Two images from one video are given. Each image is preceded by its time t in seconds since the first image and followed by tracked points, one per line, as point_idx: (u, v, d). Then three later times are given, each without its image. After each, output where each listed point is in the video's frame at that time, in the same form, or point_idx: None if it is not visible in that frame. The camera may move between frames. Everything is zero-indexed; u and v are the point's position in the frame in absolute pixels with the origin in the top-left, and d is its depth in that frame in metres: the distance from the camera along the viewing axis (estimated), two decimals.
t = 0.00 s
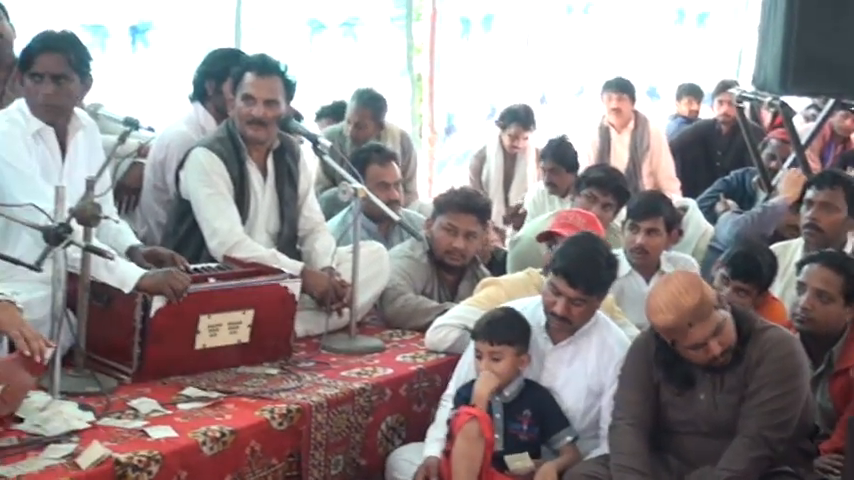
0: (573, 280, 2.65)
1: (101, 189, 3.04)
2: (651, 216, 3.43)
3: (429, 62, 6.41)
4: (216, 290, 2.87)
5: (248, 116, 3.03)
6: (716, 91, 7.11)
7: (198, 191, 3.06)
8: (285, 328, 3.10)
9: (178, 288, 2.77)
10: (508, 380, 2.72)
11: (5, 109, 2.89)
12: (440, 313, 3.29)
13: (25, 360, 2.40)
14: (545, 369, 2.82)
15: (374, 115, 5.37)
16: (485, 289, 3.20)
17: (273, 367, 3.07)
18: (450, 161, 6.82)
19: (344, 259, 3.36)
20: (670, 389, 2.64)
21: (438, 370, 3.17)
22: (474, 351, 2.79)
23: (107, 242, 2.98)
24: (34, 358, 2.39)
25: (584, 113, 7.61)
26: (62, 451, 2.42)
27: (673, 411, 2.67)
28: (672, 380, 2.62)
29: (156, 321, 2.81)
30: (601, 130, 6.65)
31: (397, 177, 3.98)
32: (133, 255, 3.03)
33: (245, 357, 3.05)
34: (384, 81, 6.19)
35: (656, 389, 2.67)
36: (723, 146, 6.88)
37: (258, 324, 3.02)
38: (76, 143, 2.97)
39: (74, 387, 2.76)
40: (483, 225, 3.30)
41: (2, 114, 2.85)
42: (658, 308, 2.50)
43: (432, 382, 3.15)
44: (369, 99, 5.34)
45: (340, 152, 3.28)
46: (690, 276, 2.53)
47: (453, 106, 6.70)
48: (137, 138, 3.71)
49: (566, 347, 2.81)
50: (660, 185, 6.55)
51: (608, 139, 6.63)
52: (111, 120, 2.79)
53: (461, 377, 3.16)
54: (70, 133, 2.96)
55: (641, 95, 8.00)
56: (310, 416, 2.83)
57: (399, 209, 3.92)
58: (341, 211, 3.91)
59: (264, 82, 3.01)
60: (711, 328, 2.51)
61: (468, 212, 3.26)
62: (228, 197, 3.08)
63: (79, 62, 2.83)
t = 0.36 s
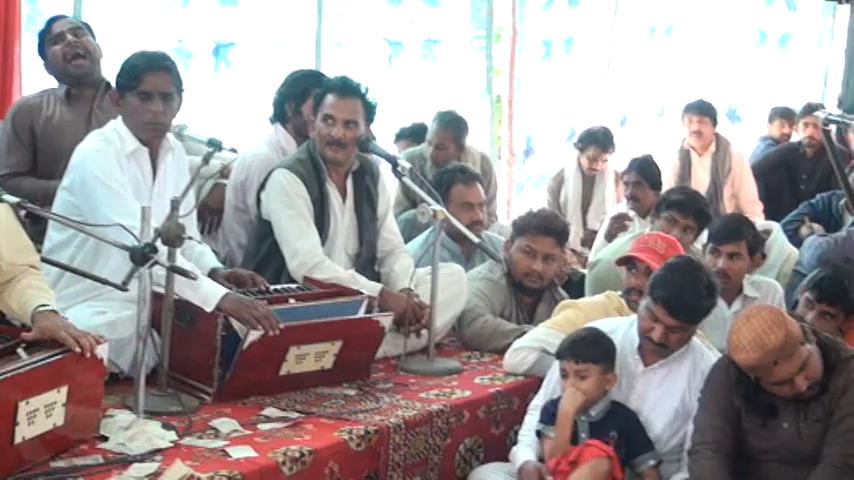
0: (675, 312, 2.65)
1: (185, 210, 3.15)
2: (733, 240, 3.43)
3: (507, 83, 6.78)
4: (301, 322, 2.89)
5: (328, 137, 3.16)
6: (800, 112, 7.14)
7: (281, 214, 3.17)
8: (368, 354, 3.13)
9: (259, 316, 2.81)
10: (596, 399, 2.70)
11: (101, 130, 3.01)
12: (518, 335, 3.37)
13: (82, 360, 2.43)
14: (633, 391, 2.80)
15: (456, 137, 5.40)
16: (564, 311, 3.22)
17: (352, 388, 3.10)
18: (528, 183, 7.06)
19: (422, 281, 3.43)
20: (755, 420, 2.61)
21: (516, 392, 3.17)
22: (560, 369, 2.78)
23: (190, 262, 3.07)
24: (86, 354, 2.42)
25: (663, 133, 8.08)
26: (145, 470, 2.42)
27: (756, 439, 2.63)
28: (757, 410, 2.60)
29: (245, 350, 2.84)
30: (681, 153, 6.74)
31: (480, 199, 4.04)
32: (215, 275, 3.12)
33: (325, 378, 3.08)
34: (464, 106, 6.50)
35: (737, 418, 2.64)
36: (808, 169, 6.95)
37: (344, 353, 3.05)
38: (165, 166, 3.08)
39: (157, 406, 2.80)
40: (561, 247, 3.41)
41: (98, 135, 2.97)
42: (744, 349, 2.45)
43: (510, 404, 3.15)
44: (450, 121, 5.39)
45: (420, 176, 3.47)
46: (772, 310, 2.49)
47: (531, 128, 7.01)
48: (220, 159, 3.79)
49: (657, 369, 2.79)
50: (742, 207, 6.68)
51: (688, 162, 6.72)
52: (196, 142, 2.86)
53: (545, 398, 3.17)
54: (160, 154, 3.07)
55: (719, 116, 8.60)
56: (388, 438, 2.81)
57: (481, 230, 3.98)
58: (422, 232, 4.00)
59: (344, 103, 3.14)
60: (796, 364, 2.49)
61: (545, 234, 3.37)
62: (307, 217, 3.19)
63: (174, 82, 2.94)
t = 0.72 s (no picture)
0: (776, 318, 2.61)
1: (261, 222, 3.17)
2: (814, 258, 3.42)
3: (582, 98, 6.81)
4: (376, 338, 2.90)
5: (403, 152, 3.20)
6: None
7: (356, 228, 3.20)
8: (443, 368, 3.14)
9: (332, 329, 2.82)
10: (687, 407, 2.70)
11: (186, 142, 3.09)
12: (592, 350, 3.37)
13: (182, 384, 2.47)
14: (720, 403, 2.79)
15: (532, 152, 5.42)
16: (638, 328, 3.27)
17: (426, 402, 3.11)
18: (602, 197, 7.14)
19: (497, 295, 3.44)
20: (833, 447, 2.55)
21: (591, 407, 3.17)
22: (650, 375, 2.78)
23: (265, 273, 3.11)
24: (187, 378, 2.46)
25: (740, 149, 8.18)
26: None
27: (834, 463, 2.55)
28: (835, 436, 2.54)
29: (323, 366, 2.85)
30: (759, 169, 6.70)
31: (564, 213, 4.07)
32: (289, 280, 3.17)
33: (399, 392, 3.09)
34: (541, 119, 6.64)
35: (814, 440, 2.56)
36: None
37: (419, 367, 3.06)
38: (247, 181, 3.15)
39: (234, 419, 2.83)
40: (635, 263, 3.43)
41: (183, 148, 3.05)
42: (821, 374, 2.46)
43: (585, 418, 3.15)
44: (525, 136, 5.41)
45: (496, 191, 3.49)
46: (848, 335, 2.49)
47: (607, 143, 7.10)
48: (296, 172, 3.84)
49: (750, 383, 2.77)
50: (823, 222, 6.70)
51: (766, 178, 6.67)
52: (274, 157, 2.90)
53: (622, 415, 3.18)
54: (243, 170, 3.14)
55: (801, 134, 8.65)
56: (463, 452, 2.81)
57: (562, 243, 4.00)
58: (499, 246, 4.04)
59: (419, 118, 3.17)
60: None
61: (619, 248, 3.38)
62: (381, 231, 3.22)
63: (261, 92, 3.05)
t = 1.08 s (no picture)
0: None
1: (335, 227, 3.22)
2: None
3: (657, 103, 6.84)
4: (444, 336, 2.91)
5: (476, 157, 3.21)
6: None
7: (428, 233, 3.21)
8: (512, 372, 3.14)
9: (406, 329, 2.82)
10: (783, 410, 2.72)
11: (255, 150, 3.13)
12: (666, 357, 3.35)
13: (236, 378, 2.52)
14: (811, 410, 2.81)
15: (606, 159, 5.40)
16: (715, 336, 3.25)
17: (497, 407, 3.11)
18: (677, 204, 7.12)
19: (568, 301, 3.43)
20: None
21: (664, 414, 3.15)
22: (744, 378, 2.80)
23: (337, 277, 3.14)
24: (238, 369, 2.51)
25: (821, 155, 8.09)
26: None
27: None
28: None
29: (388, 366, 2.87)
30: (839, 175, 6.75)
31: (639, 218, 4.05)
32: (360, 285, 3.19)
33: (470, 396, 3.09)
34: (613, 125, 6.65)
35: None
36: None
37: (488, 368, 3.06)
38: (316, 185, 3.19)
39: (307, 422, 2.84)
40: (709, 268, 3.43)
41: (252, 155, 3.08)
42: None
43: (658, 425, 3.13)
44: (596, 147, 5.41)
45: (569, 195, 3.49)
46: None
47: (681, 149, 7.07)
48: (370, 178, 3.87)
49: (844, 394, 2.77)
50: None
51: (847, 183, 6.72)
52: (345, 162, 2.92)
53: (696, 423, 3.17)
54: (311, 174, 3.18)
55: None
56: (535, 457, 2.80)
57: (637, 250, 3.99)
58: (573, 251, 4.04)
59: (492, 123, 3.19)
60: None
61: (693, 255, 3.40)
62: (453, 236, 3.23)
63: (333, 97, 3.11)
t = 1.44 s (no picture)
0: None
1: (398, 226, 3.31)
2: None
3: (733, 106, 6.75)
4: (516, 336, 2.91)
5: (551, 159, 3.22)
6: None
7: (502, 235, 3.22)
8: (587, 374, 3.13)
9: (479, 333, 2.82)
10: None
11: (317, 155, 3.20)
12: (743, 361, 3.33)
13: (310, 377, 2.54)
14: None
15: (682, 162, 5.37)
16: (797, 341, 3.22)
17: (571, 410, 3.10)
18: (753, 207, 7.09)
19: (643, 304, 3.41)
20: None
21: (741, 417, 3.13)
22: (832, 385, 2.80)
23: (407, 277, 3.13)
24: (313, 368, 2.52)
25: None
26: None
27: None
28: None
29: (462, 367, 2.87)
30: None
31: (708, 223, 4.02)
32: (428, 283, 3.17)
33: (544, 399, 3.09)
34: (690, 129, 6.58)
35: None
36: None
37: (563, 371, 3.05)
38: (380, 184, 3.25)
39: (381, 423, 2.85)
40: (790, 272, 3.42)
41: (315, 163, 3.15)
42: None
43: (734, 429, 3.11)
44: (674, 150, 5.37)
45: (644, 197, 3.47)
46: None
47: (759, 153, 7.01)
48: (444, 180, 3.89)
49: None
50: None
51: None
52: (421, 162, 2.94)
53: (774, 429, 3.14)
54: (375, 173, 3.24)
55: None
56: (610, 460, 2.79)
57: (707, 254, 3.97)
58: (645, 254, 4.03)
59: (568, 125, 3.20)
60: None
61: (773, 258, 3.38)
62: (527, 238, 3.23)
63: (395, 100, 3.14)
